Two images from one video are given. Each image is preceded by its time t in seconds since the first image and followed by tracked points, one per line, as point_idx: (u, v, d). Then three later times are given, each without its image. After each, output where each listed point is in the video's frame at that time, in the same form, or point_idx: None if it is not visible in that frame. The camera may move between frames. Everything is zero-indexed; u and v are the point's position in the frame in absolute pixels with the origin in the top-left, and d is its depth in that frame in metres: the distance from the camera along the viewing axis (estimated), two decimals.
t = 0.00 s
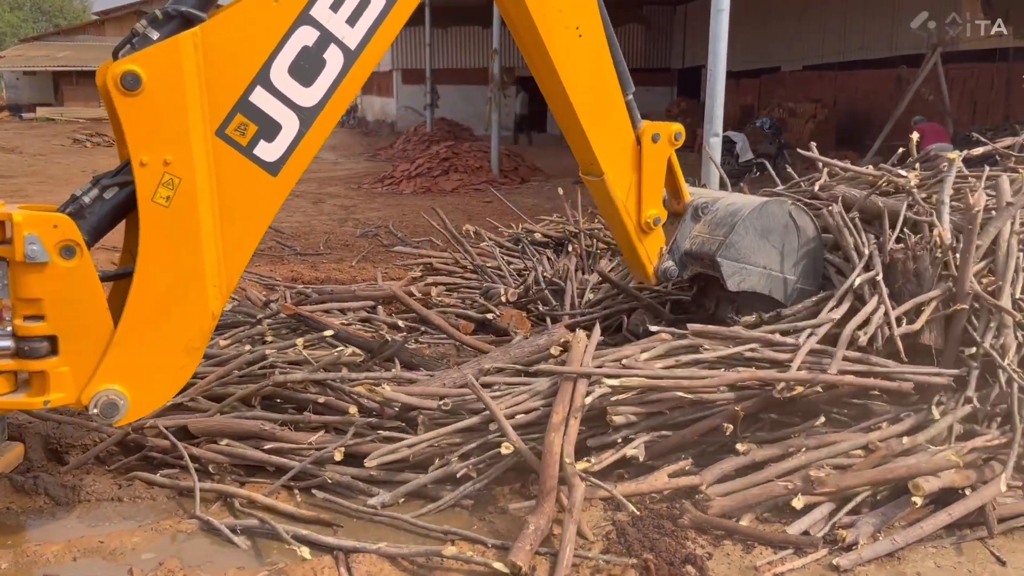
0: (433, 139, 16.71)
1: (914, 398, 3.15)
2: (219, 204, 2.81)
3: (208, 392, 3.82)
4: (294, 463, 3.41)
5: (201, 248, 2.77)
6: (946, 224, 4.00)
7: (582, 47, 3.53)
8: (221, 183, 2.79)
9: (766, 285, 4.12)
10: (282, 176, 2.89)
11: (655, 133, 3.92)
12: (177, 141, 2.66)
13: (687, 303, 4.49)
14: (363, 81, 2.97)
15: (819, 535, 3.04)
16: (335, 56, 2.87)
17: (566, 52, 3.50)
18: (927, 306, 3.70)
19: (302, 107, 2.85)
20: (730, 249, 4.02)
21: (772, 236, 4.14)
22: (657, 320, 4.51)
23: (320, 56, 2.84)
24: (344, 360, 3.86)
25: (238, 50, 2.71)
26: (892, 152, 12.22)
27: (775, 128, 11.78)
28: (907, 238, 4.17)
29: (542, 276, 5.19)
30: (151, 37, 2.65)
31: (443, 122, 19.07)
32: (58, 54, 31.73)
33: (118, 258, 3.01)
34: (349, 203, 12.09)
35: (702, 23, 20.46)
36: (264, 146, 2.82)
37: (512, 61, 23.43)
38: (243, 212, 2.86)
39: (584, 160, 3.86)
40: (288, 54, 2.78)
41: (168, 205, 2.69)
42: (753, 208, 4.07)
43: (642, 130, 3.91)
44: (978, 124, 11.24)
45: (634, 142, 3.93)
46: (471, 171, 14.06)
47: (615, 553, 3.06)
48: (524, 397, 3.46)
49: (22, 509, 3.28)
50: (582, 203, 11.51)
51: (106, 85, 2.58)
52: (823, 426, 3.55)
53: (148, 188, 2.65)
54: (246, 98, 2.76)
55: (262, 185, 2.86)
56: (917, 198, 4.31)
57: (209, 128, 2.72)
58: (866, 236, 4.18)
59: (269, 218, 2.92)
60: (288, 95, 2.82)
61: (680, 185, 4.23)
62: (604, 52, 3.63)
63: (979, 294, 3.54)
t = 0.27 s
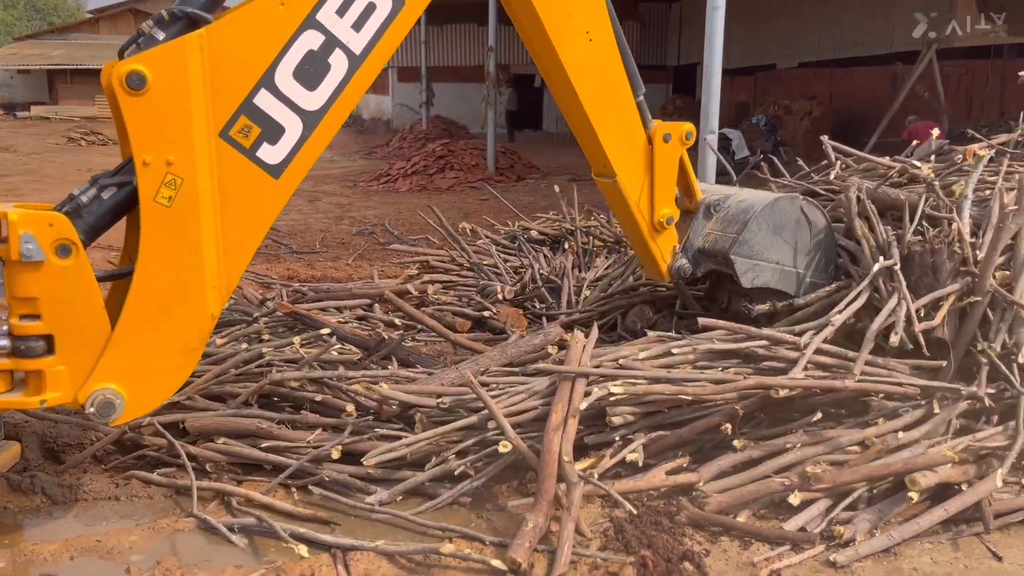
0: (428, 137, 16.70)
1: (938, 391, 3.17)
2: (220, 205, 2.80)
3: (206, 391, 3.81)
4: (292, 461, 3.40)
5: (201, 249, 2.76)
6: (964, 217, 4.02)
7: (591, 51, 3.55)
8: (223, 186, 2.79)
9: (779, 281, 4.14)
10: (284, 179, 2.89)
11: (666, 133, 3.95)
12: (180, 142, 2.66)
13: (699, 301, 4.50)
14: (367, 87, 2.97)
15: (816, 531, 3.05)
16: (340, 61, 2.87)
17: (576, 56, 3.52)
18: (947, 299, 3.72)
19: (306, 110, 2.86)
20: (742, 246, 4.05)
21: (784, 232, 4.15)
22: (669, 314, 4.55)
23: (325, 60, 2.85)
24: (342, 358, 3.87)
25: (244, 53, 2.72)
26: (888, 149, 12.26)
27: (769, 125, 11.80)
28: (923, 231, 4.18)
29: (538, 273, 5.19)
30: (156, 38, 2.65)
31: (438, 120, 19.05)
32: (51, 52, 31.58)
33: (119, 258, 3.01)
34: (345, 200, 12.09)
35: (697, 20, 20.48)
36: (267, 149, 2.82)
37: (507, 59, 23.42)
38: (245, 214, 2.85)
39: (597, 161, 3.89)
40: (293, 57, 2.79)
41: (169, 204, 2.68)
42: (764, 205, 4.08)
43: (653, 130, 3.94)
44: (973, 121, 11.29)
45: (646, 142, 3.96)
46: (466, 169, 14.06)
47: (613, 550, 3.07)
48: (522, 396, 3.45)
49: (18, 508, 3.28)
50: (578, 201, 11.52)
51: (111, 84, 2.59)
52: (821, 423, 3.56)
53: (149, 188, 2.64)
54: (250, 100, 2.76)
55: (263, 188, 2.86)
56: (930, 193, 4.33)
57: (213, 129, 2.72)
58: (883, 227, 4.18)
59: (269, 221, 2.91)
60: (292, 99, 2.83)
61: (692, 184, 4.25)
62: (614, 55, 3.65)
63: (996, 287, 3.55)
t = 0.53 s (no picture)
0: (422, 134, 16.68)
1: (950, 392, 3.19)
2: (218, 206, 2.81)
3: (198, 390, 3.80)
4: (285, 460, 3.39)
5: (198, 250, 2.77)
6: (976, 207, 4.01)
7: (597, 55, 3.56)
8: (221, 187, 2.80)
9: (790, 276, 4.15)
10: (282, 181, 2.90)
11: (674, 133, 3.96)
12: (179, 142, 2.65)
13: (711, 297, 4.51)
14: (366, 92, 3.00)
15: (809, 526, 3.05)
16: (340, 66, 2.90)
17: (583, 61, 3.53)
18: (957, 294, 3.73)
19: (305, 114, 2.88)
20: (751, 242, 4.05)
21: (793, 226, 4.15)
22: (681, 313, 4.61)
23: (325, 64, 2.87)
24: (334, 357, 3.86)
25: (245, 55, 2.73)
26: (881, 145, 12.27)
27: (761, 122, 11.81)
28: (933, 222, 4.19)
29: (532, 271, 5.19)
30: (157, 38, 2.62)
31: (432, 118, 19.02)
32: (43, 50, 31.45)
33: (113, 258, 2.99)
34: (339, 199, 12.06)
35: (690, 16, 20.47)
36: (266, 151, 2.83)
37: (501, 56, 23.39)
38: (243, 216, 2.86)
39: (605, 163, 3.91)
40: (294, 62, 2.81)
41: (167, 205, 2.68)
42: (771, 200, 4.09)
43: (661, 131, 3.94)
44: (965, 117, 11.34)
45: (653, 142, 3.97)
46: (460, 167, 14.04)
47: (607, 546, 3.08)
48: (516, 394, 3.45)
49: (11, 509, 3.27)
50: (572, 198, 11.52)
51: (109, 83, 2.56)
52: (814, 418, 3.57)
53: (148, 188, 2.63)
54: (251, 103, 2.77)
55: (261, 189, 2.87)
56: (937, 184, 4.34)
57: (213, 131, 2.73)
58: (893, 217, 4.18)
59: (267, 223, 2.93)
60: (292, 102, 2.84)
61: (699, 183, 4.28)
62: (620, 58, 3.66)
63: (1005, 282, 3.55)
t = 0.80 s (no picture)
0: (411, 132, 16.64)
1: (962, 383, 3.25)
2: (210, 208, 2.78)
3: (187, 390, 3.78)
4: (274, 459, 3.38)
5: (188, 250, 2.74)
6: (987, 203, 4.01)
7: (597, 58, 3.57)
8: (213, 188, 2.77)
9: (795, 270, 4.16)
10: (275, 184, 2.87)
11: (675, 133, 3.96)
12: (172, 142, 2.64)
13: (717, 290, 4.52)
14: (362, 96, 2.97)
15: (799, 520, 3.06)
16: (336, 69, 2.87)
17: (583, 64, 3.54)
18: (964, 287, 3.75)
19: (300, 116, 2.85)
20: (755, 237, 4.09)
21: (795, 221, 4.17)
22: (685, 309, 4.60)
23: (320, 67, 2.84)
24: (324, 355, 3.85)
25: (240, 57, 2.71)
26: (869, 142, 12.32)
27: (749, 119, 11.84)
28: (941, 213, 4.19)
29: (522, 268, 5.18)
30: (152, 38, 2.64)
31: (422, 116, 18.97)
32: (28, 49, 31.21)
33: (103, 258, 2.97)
34: (327, 197, 12.02)
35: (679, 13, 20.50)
36: (260, 153, 2.81)
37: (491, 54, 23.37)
38: (235, 217, 2.83)
39: (608, 164, 3.92)
40: (288, 65, 2.79)
41: (158, 205, 2.66)
42: (773, 196, 4.11)
43: (662, 130, 3.95)
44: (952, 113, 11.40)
45: (654, 141, 3.97)
46: (450, 164, 14.01)
47: (597, 542, 3.08)
48: (506, 391, 3.44)
49: None
50: (561, 195, 11.51)
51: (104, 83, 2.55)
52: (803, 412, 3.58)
53: (139, 188, 2.62)
54: (244, 104, 2.75)
55: (254, 192, 2.84)
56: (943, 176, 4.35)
57: (206, 131, 2.71)
58: (903, 207, 4.16)
59: (259, 225, 2.90)
60: (286, 104, 2.82)
61: (702, 179, 4.28)
62: (620, 60, 3.66)
63: (1008, 275, 3.60)
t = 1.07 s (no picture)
0: (394, 131, 16.58)
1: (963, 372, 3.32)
2: (195, 210, 2.75)
3: (168, 390, 3.75)
4: (257, 459, 3.36)
5: (172, 253, 2.71)
6: (981, 203, 4.06)
7: (591, 62, 3.57)
8: (199, 189, 2.74)
9: (792, 266, 4.22)
10: (261, 188, 2.85)
11: (669, 133, 3.96)
12: (158, 143, 2.61)
13: (718, 284, 4.60)
14: (350, 101, 2.96)
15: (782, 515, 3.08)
16: (325, 74, 2.86)
17: (577, 68, 3.54)
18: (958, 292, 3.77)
19: (287, 120, 2.83)
20: (751, 236, 4.15)
21: (790, 217, 4.22)
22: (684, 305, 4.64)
23: (309, 72, 2.83)
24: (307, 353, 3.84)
25: (228, 59, 2.69)
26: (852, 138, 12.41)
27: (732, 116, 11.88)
28: (937, 204, 4.27)
29: (507, 266, 5.18)
30: (139, 38, 2.61)
31: (406, 114, 18.92)
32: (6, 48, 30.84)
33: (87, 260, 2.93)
34: (310, 195, 11.95)
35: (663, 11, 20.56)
36: (246, 157, 2.78)
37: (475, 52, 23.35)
38: (220, 220, 2.80)
39: (605, 166, 3.92)
40: (277, 68, 2.77)
41: (143, 206, 2.63)
42: (768, 193, 4.16)
43: (657, 131, 3.95)
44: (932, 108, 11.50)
45: (650, 142, 3.98)
46: (433, 162, 13.98)
47: (582, 539, 3.09)
48: (490, 390, 3.44)
49: None
50: (545, 192, 11.52)
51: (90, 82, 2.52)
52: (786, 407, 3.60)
53: (123, 189, 2.59)
54: (232, 107, 2.73)
55: (239, 195, 2.82)
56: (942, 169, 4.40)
57: (193, 133, 2.68)
58: (900, 199, 4.22)
59: (245, 228, 2.87)
60: (274, 107, 2.80)
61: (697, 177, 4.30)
62: (614, 63, 3.67)
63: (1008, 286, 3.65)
